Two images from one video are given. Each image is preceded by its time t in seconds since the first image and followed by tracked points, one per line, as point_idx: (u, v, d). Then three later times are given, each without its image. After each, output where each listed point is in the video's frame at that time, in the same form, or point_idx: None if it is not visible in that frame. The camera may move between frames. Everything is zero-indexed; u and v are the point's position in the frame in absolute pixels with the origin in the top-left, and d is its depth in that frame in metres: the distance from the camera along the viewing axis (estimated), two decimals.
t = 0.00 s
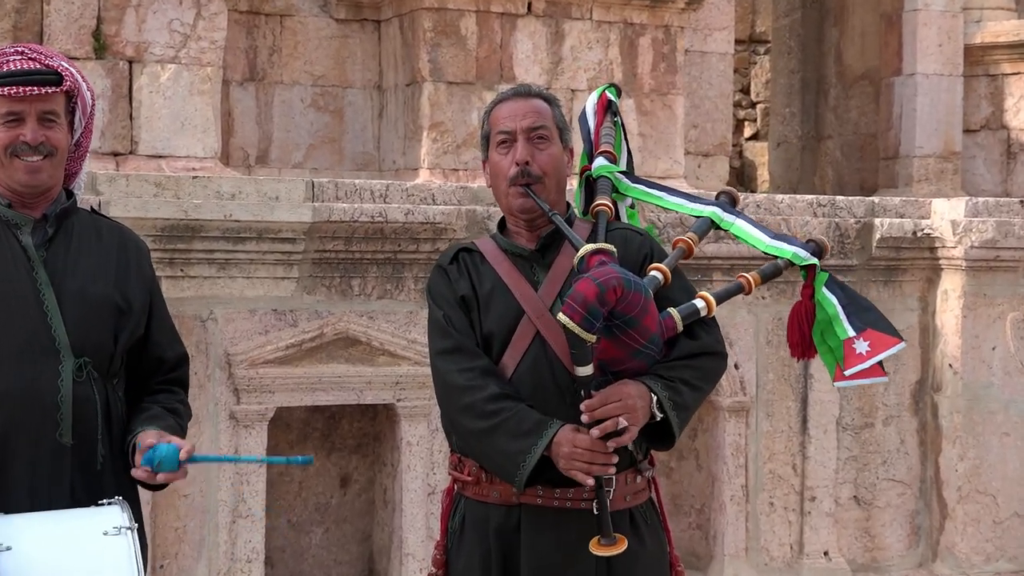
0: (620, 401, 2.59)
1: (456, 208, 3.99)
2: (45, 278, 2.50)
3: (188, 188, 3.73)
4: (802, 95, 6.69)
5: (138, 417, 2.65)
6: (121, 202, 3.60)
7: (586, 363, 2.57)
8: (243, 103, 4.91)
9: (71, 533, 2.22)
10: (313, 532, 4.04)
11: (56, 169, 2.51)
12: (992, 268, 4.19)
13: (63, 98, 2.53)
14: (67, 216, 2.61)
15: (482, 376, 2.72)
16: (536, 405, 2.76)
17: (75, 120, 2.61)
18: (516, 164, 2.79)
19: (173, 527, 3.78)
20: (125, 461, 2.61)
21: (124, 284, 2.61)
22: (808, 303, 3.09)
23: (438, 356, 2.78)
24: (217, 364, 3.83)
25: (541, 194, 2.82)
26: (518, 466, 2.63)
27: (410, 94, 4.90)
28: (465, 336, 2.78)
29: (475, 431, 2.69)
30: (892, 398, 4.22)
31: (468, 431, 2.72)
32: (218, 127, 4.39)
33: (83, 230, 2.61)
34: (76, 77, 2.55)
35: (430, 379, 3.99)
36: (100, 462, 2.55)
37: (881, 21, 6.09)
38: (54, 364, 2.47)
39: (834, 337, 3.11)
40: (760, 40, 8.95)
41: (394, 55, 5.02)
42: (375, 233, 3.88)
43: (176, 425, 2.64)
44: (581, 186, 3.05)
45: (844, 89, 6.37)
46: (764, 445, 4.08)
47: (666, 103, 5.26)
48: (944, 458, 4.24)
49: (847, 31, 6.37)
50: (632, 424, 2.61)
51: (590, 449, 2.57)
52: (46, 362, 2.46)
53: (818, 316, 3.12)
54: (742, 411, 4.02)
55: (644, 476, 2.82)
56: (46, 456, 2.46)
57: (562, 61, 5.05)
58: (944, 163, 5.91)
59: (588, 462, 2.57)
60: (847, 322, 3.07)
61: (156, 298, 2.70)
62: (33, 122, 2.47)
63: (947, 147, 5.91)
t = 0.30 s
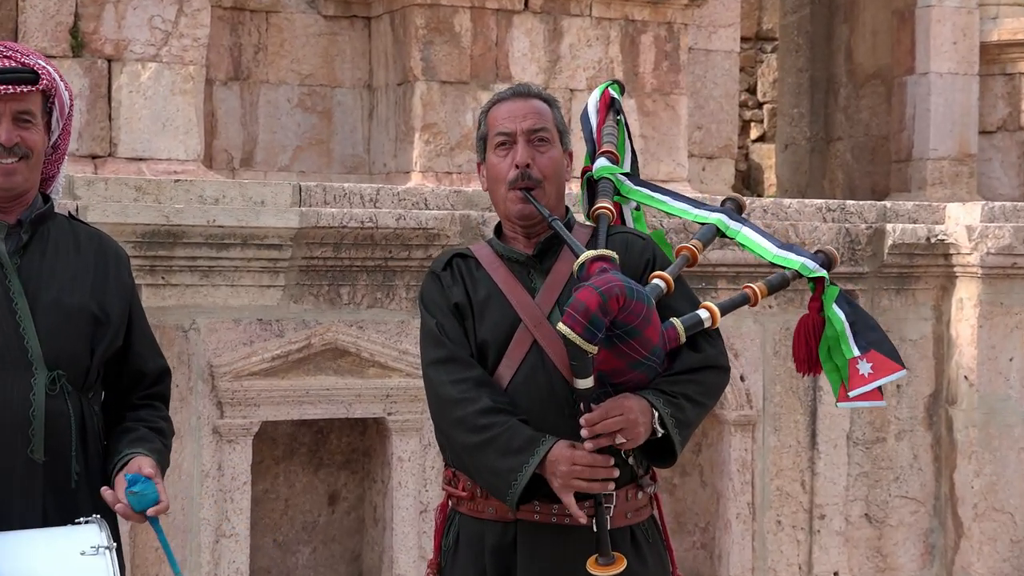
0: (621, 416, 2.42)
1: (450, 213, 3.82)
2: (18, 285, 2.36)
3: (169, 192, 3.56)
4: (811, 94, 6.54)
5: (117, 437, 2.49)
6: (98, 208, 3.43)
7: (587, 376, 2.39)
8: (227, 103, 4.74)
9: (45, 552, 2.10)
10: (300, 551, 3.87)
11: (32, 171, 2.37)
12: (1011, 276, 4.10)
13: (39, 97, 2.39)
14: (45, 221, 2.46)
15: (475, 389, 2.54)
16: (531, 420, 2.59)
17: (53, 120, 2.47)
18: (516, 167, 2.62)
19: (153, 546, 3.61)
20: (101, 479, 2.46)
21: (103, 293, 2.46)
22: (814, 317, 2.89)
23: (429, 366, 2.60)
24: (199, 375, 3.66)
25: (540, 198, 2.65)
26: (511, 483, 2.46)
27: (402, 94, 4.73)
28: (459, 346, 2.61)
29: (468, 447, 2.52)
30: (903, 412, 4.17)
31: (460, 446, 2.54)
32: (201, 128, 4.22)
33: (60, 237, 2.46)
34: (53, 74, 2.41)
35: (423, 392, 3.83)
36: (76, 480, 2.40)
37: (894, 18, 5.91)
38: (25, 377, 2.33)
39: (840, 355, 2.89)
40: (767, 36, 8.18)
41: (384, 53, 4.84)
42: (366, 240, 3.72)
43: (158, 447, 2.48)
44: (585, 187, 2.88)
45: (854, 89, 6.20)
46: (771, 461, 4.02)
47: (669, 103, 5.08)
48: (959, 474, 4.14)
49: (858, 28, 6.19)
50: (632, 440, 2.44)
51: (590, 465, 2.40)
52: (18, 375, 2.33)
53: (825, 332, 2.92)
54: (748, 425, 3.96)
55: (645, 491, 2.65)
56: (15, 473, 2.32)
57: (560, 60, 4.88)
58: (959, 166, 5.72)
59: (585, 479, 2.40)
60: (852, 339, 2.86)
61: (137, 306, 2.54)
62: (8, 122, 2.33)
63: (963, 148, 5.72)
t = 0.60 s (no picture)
0: (626, 430, 2.29)
1: (439, 220, 3.66)
2: None
3: (145, 199, 3.41)
4: (817, 96, 6.38)
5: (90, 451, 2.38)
6: (71, 215, 3.28)
7: (585, 391, 2.25)
8: (206, 105, 4.59)
9: None
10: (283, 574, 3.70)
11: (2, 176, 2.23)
12: None
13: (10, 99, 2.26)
14: (17, 229, 2.35)
15: (467, 408, 2.39)
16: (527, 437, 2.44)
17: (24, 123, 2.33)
18: (504, 179, 2.46)
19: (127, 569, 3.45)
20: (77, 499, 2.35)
21: (79, 305, 2.36)
22: (820, 315, 2.75)
23: (418, 386, 2.45)
24: (176, 390, 3.50)
25: (531, 210, 2.49)
26: (511, 506, 2.32)
27: (389, 95, 4.57)
28: (450, 364, 2.45)
29: (462, 470, 2.37)
30: (913, 428, 4.04)
31: (454, 469, 2.39)
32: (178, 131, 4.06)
33: (33, 246, 2.36)
34: (24, 75, 2.28)
35: (411, 408, 3.67)
36: (49, 500, 2.30)
37: (902, 16, 5.75)
38: None
39: (848, 353, 2.76)
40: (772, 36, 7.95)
41: (371, 53, 4.68)
42: (350, 248, 3.56)
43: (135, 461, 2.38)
44: (573, 193, 2.74)
45: (862, 90, 6.03)
46: (775, 479, 3.89)
47: (668, 105, 4.92)
48: (971, 493, 4.01)
49: (866, 26, 6.02)
50: (636, 453, 2.30)
51: (593, 484, 2.27)
52: None
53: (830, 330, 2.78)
54: (751, 441, 3.83)
55: (645, 510, 2.52)
56: None
57: (553, 60, 4.72)
58: (970, 171, 5.57)
59: (589, 497, 2.27)
60: (862, 337, 2.73)
61: (112, 316, 2.44)
62: None
63: (974, 153, 5.57)
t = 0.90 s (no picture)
0: (627, 449, 2.14)
1: (426, 225, 3.51)
2: None
3: (119, 204, 3.25)
4: (821, 96, 6.20)
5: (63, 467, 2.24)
6: (39, 221, 3.12)
7: (583, 409, 2.09)
8: (182, 104, 4.43)
9: None
10: None
11: None
12: None
13: None
14: None
15: (458, 424, 2.23)
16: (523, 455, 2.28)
17: None
18: (496, 183, 2.31)
19: None
20: (48, 515, 2.21)
21: (50, 311, 2.24)
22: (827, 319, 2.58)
23: (405, 401, 2.28)
24: (152, 404, 3.34)
25: (524, 216, 2.33)
26: (505, 526, 2.17)
27: (374, 95, 4.41)
28: (441, 377, 2.29)
29: (454, 489, 2.21)
30: (922, 442, 3.92)
31: (444, 488, 2.23)
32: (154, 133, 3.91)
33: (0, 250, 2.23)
34: None
35: (397, 422, 3.52)
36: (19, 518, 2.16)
37: (911, 13, 5.61)
38: None
39: (855, 360, 2.60)
40: (773, 33, 7.77)
41: (355, 50, 4.52)
42: (333, 256, 3.40)
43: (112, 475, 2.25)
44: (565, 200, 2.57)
45: (868, 90, 5.87)
46: (778, 496, 3.77)
47: (666, 105, 4.76)
48: (983, 511, 3.91)
49: (872, 24, 5.85)
50: (637, 471, 2.15)
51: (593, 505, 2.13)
52: None
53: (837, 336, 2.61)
54: (752, 457, 3.72)
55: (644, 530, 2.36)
56: None
57: (546, 59, 4.56)
58: (982, 174, 5.45)
59: (588, 518, 2.13)
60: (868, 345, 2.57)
61: (85, 326, 2.31)
62: None
63: (986, 156, 5.45)
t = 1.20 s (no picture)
0: (621, 467, 1.98)
1: (413, 231, 3.35)
2: None
3: (91, 209, 3.10)
4: (826, 96, 6.03)
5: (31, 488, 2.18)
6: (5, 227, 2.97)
7: (576, 423, 1.93)
8: (157, 105, 4.28)
9: None
10: None
11: None
12: None
13: None
14: None
15: (444, 440, 2.08)
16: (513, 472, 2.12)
17: None
18: (485, 182, 2.15)
19: None
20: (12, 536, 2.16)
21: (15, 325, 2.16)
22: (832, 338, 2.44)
23: (389, 414, 2.13)
24: (124, 419, 3.18)
25: (515, 218, 2.18)
26: (493, 546, 2.03)
27: (358, 96, 4.26)
28: (426, 388, 2.14)
29: (439, 507, 2.07)
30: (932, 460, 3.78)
31: (429, 505, 2.09)
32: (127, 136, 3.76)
33: None
34: None
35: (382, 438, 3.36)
36: None
37: (920, 10, 5.46)
38: None
39: (863, 378, 2.46)
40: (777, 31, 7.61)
41: (338, 48, 4.37)
42: (315, 265, 3.24)
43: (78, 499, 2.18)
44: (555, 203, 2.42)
45: (875, 90, 5.72)
46: (781, 515, 3.63)
47: (664, 106, 4.61)
48: (996, 531, 3.79)
49: (879, 21, 5.69)
50: (633, 491, 1.99)
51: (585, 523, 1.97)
52: None
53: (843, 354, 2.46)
54: (754, 474, 3.57)
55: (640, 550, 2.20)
56: None
57: (538, 57, 4.40)
58: (994, 179, 5.28)
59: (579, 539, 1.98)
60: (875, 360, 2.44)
61: (53, 337, 2.25)
62: None
63: (998, 159, 5.28)
